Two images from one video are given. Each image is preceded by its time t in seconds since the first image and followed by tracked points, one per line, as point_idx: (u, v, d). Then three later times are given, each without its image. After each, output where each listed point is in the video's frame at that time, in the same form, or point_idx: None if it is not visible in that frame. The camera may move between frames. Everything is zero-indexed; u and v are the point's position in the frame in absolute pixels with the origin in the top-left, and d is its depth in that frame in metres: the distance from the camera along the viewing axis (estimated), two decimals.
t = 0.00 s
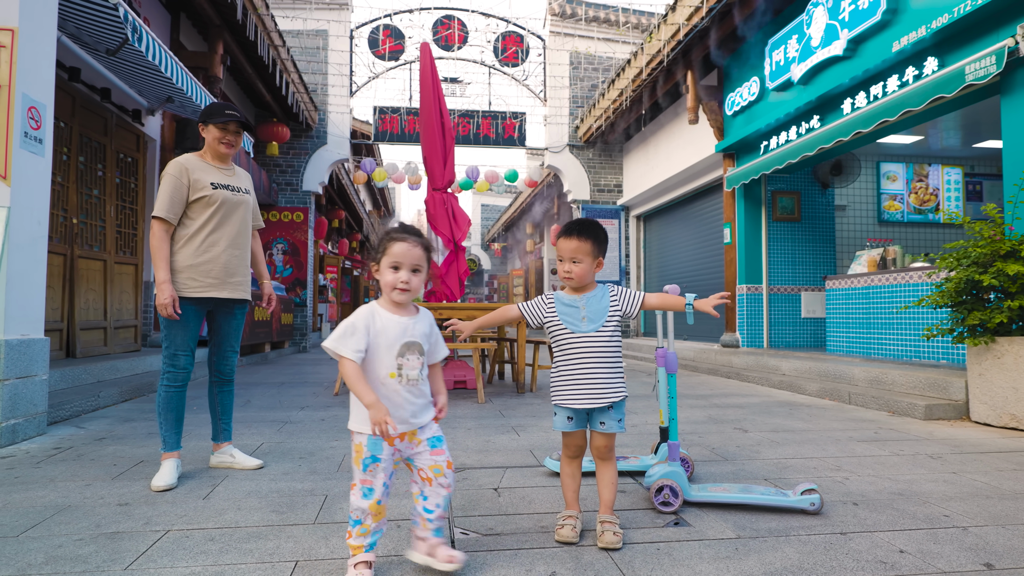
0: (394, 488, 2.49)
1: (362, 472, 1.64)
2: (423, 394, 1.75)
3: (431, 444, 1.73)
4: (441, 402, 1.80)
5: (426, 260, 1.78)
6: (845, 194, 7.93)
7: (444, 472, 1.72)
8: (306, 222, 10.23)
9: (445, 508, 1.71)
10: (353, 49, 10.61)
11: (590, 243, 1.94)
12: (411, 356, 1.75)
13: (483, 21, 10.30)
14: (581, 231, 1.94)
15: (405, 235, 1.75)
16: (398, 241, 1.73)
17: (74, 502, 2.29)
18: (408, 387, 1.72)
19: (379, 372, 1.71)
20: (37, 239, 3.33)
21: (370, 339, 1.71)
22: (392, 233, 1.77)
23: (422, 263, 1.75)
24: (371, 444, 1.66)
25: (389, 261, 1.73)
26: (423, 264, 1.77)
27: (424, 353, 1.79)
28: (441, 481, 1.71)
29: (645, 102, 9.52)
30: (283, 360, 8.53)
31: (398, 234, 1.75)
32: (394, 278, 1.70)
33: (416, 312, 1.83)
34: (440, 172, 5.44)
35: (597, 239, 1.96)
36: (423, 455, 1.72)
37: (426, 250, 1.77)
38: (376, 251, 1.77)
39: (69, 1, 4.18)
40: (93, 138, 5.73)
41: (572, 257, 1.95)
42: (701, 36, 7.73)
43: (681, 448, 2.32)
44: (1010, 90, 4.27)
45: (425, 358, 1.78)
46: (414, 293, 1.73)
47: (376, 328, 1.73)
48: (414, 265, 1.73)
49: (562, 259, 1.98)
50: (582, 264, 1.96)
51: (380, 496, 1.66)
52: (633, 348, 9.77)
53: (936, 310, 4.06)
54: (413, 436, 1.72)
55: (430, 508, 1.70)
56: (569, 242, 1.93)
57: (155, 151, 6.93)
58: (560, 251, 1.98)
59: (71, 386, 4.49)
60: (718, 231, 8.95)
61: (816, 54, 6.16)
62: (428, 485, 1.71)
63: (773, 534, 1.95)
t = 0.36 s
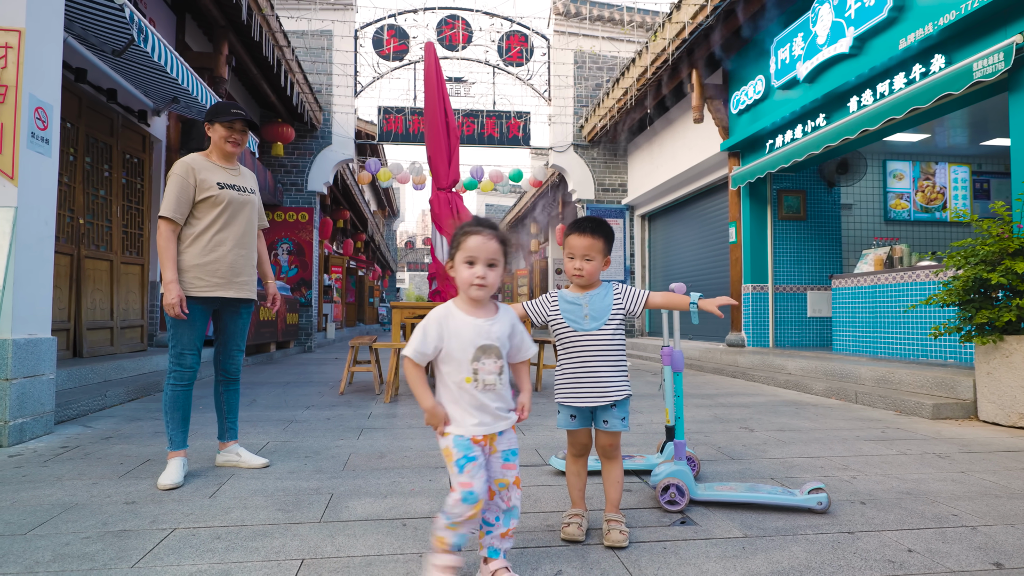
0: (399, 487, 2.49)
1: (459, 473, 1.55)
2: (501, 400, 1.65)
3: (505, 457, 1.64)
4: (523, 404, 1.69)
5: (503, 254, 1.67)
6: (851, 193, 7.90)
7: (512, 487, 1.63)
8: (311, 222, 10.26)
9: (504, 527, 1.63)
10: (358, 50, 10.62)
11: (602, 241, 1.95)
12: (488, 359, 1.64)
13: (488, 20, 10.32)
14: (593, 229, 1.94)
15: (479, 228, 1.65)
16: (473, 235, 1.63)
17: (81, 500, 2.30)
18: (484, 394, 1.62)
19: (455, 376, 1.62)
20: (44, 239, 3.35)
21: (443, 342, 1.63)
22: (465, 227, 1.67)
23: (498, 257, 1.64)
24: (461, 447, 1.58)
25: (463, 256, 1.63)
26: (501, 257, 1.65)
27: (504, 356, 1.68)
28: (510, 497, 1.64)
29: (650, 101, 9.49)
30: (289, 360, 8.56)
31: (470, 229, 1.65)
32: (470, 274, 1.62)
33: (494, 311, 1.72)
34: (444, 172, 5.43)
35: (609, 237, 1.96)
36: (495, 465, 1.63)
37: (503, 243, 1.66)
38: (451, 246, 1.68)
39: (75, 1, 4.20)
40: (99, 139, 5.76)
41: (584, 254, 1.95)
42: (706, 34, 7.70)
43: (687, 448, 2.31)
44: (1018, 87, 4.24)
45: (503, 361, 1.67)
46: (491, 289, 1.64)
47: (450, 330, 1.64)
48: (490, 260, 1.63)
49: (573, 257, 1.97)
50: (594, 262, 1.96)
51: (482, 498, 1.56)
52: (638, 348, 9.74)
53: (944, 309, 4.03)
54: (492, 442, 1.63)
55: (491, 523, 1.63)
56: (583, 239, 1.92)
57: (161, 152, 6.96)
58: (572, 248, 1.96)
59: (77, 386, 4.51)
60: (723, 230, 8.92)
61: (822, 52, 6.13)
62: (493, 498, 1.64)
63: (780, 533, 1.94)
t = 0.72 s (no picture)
0: (403, 485, 2.49)
1: (491, 480, 1.54)
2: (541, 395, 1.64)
3: (537, 457, 1.64)
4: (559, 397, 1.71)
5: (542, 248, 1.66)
6: (857, 191, 7.86)
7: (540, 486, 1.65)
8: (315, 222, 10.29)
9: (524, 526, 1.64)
10: (362, 49, 10.65)
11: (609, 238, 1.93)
12: (531, 353, 1.63)
13: (492, 20, 10.40)
14: (599, 226, 1.93)
15: (522, 221, 1.61)
16: (520, 229, 1.59)
17: (86, 498, 2.31)
18: (529, 387, 1.60)
19: (501, 371, 1.59)
20: (49, 238, 3.36)
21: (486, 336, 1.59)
22: (506, 219, 1.62)
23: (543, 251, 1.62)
24: (499, 449, 1.54)
25: (510, 250, 1.59)
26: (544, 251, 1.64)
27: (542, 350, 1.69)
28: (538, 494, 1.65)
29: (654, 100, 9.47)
30: (294, 359, 8.59)
31: (514, 221, 1.61)
32: (517, 268, 1.58)
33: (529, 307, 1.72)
34: (448, 170, 5.43)
35: (613, 235, 1.95)
36: (529, 466, 1.61)
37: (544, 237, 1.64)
38: (492, 239, 1.62)
39: (79, 2, 4.21)
40: (104, 139, 5.78)
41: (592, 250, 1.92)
42: (711, 32, 7.66)
43: (691, 446, 2.29)
44: None
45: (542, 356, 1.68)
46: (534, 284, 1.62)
47: (493, 323, 1.61)
48: (535, 254, 1.62)
49: (580, 252, 1.93)
50: (600, 258, 1.94)
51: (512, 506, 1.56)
52: (643, 347, 9.72)
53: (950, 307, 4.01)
54: (529, 443, 1.61)
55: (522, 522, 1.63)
56: (591, 235, 1.89)
57: (166, 152, 6.99)
58: (578, 243, 1.92)
59: (83, 384, 4.54)
60: (728, 229, 8.89)
61: (827, 50, 6.10)
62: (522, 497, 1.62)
63: (784, 532, 1.92)
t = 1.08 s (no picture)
0: (405, 483, 2.48)
1: (513, 484, 1.52)
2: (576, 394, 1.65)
3: (576, 460, 1.59)
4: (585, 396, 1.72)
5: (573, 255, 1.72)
6: (862, 189, 7.82)
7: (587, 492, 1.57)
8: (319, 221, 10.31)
9: (594, 527, 1.56)
10: (365, 49, 10.66)
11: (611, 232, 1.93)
12: (566, 355, 1.62)
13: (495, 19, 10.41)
14: (601, 224, 1.91)
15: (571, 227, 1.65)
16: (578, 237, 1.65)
17: (89, 496, 2.31)
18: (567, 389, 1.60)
19: (546, 377, 1.56)
20: (53, 237, 3.37)
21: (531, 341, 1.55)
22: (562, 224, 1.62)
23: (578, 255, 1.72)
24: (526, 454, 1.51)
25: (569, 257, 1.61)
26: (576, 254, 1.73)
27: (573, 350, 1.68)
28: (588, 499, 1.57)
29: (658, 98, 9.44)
30: (297, 358, 8.61)
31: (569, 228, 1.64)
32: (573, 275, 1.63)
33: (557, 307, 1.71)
34: (451, 169, 5.43)
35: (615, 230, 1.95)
36: (566, 469, 1.57)
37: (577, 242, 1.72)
38: (553, 244, 1.59)
39: (83, 2, 4.23)
40: (109, 139, 5.80)
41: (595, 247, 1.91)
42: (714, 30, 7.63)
43: (695, 443, 2.28)
44: None
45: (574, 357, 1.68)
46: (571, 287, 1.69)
47: (535, 329, 1.56)
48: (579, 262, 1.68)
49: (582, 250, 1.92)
50: (603, 255, 1.93)
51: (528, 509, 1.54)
52: (646, 346, 9.70)
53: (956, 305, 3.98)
54: (561, 445, 1.58)
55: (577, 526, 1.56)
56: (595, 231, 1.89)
57: (170, 152, 7.00)
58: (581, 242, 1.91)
59: (87, 383, 4.55)
60: (732, 228, 8.87)
61: (832, 47, 6.07)
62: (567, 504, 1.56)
63: (788, 530, 1.91)
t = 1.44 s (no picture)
0: (407, 482, 2.48)
1: (541, 476, 1.55)
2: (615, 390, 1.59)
3: (612, 459, 1.59)
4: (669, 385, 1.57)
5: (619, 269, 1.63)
6: (866, 188, 7.80)
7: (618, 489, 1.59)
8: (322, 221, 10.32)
9: (609, 530, 1.56)
10: (368, 49, 10.67)
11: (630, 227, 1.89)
12: (597, 351, 1.61)
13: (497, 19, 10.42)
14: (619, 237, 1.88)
15: (613, 240, 1.57)
16: (616, 252, 1.55)
17: (91, 495, 2.32)
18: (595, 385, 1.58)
19: (568, 372, 1.59)
20: (56, 237, 3.38)
21: (550, 339, 1.62)
22: (598, 234, 1.56)
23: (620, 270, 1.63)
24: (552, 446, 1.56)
25: (594, 268, 1.55)
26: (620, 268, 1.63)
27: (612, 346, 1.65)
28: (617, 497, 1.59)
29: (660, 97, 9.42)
30: (300, 358, 8.62)
31: (607, 241, 1.56)
32: (598, 287, 1.57)
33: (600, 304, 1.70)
34: (453, 169, 5.43)
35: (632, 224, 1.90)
36: (601, 466, 1.58)
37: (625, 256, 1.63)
38: (579, 252, 1.56)
39: (86, 2, 4.24)
40: (112, 139, 5.82)
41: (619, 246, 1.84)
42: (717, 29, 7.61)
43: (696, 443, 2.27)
44: None
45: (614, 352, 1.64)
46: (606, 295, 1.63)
47: (554, 327, 1.62)
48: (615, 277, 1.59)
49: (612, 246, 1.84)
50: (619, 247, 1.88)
51: (561, 504, 1.54)
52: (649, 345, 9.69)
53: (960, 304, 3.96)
54: (594, 442, 1.59)
55: (592, 526, 1.57)
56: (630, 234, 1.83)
57: (174, 152, 7.01)
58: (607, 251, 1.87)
59: (91, 383, 4.57)
60: (735, 227, 8.85)
61: (835, 45, 6.05)
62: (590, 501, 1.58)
63: (790, 530, 1.90)
